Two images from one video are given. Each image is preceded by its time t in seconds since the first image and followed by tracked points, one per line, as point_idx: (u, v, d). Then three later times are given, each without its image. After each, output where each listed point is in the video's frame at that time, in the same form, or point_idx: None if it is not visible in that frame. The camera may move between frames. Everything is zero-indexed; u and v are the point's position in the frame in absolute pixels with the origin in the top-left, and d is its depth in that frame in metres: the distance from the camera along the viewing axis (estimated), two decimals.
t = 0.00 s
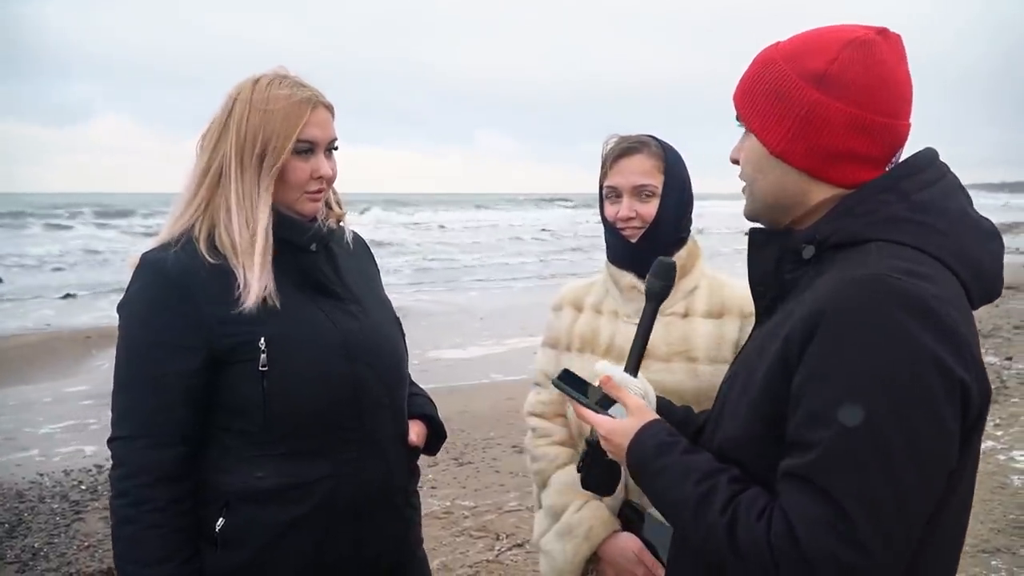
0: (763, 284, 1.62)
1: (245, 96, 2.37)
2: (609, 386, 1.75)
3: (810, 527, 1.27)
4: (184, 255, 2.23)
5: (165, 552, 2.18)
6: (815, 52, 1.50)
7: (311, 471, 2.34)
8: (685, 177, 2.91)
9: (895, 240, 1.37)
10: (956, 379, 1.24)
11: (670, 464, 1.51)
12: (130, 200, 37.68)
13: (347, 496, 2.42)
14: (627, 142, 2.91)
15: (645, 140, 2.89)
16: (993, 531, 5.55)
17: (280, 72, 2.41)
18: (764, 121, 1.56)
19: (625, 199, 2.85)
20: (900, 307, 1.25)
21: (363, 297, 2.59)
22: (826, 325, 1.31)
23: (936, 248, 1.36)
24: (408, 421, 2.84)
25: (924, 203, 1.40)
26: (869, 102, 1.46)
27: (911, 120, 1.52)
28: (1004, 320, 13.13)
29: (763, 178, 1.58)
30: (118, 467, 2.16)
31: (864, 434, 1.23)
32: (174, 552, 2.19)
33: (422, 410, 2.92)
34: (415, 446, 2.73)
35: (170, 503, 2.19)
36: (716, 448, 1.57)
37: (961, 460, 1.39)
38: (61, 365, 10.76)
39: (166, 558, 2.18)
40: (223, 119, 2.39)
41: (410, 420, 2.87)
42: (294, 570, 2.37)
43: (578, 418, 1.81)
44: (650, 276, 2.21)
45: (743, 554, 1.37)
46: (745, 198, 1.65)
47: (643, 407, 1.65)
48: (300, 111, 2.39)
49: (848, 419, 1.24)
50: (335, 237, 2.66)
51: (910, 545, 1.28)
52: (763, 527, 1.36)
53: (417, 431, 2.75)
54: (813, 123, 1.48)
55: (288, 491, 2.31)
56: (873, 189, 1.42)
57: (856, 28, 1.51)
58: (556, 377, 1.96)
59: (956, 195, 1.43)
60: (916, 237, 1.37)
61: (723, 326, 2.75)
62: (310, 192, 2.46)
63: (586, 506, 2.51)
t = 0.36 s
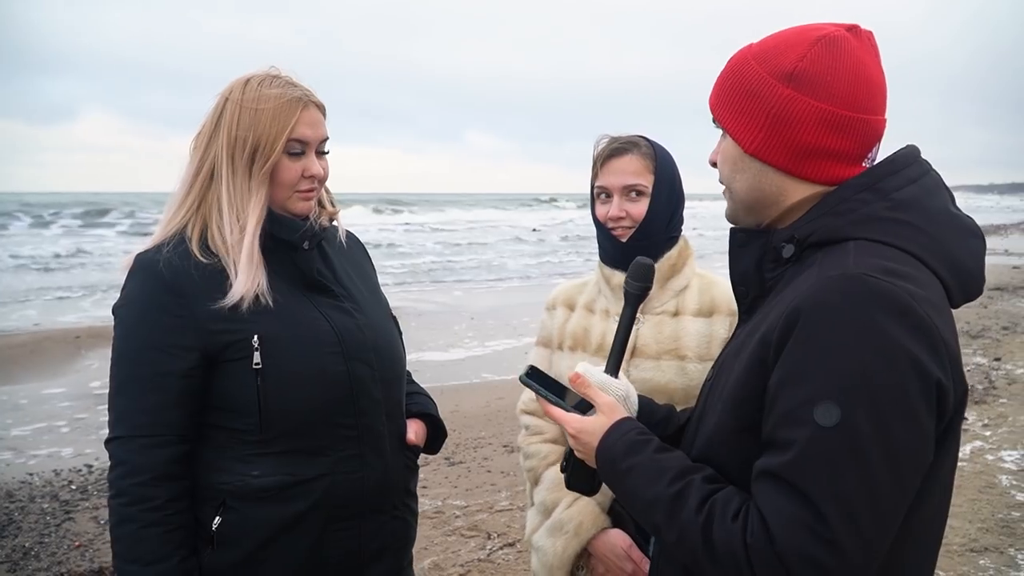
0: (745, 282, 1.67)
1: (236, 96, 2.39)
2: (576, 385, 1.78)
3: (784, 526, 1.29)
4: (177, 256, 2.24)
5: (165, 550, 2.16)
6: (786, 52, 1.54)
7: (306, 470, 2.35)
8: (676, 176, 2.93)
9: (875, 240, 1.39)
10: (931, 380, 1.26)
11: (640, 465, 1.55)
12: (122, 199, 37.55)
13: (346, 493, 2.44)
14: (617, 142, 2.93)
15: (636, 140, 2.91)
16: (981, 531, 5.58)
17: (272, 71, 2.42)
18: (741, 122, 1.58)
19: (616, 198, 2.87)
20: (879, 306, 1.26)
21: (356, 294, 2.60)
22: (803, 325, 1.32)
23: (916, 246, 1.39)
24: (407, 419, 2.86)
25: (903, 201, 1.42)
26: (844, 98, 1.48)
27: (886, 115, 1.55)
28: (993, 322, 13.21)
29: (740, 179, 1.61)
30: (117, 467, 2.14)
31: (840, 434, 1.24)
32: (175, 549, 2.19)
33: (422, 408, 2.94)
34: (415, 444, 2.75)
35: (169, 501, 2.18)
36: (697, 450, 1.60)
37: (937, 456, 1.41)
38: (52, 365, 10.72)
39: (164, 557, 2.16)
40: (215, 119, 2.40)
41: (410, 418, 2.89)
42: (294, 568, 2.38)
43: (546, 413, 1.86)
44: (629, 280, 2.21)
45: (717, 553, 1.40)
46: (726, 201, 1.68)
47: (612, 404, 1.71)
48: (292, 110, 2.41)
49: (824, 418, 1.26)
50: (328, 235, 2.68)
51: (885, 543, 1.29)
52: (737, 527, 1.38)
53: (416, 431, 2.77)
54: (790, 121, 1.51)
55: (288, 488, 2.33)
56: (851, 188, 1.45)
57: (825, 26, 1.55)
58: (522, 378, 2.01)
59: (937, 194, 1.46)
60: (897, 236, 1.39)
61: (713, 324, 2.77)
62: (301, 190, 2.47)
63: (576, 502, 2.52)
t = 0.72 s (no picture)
0: (716, 275, 1.68)
1: (239, 93, 2.42)
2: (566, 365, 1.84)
3: (713, 504, 1.33)
4: (178, 250, 2.27)
5: (167, 540, 2.19)
6: (752, 45, 1.57)
7: (307, 460, 2.39)
8: (670, 173, 2.97)
9: (828, 231, 1.44)
10: (864, 367, 1.28)
11: (604, 440, 1.59)
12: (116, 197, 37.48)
13: (347, 484, 2.48)
14: (611, 140, 2.98)
15: (629, 137, 2.96)
16: (972, 527, 5.64)
17: (273, 69, 2.46)
18: (710, 115, 1.62)
19: (608, 195, 2.91)
20: (818, 294, 1.30)
21: (355, 288, 2.64)
22: (746, 312, 1.36)
23: (873, 238, 1.44)
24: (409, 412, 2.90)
25: (862, 193, 1.46)
26: (809, 91, 1.52)
27: (854, 108, 1.58)
28: (986, 320, 13.31)
29: (710, 173, 1.64)
30: (121, 458, 2.17)
31: (769, 416, 1.28)
32: (177, 540, 2.21)
33: (422, 402, 2.98)
34: (416, 436, 2.79)
35: (173, 492, 2.21)
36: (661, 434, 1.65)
37: (886, 450, 1.42)
38: (48, 362, 10.73)
39: (168, 547, 2.18)
40: (217, 116, 2.43)
41: (412, 412, 2.93)
42: (297, 559, 2.41)
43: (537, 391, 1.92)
44: (623, 264, 2.27)
45: (654, 526, 1.45)
46: (699, 193, 1.71)
47: (594, 385, 1.75)
48: (292, 108, 2.44)
49: (755, 400, 1.30)
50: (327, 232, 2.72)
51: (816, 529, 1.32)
52: (672, 502, 1.43)
53: (417, 423, 2.81)
54: (756, 113, 1.54)
55: (290, 480, 2.36)
56: (813, 181, 1.50)
57: (791, 21, 1.58)
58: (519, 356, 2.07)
59: (898, 187, 1.50)
60: (853, 228, 1.44)
61: (704, 320, 2.80)
62: (300, 187, 2.51)
63: (568, 494, 2.56)
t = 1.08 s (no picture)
0: (701, 268, 1.71)
1: (243, 91, 2.45)
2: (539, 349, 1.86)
3: (684, 486, 1.37)
4: (188, 244, 2.30)
5: (179, 527, 2.22)
6: (736, 42, 1.60)
7: (313, 449, 2.42)
8: (666, 169, 3.00)
9: (804, 224, 1.47)
10: (832, 356, 1.32)
11: (579, 423, 1.62)
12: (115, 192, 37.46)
13: (352, 474, 2.51)
14: (608, 136, 3.00)
15: (626, 133, 2.99)
16: (969, 519, 5.68)
17: (278, 67, 2.48)
18: (696, 110, 1.64)
19: (605, 190, 2.94)
20: (790, 284, 1.33)
21: (357, 280, 2.67)
22: (722, 300, 1.40)
23: (851, 231, 1.47)
24: (410, 403, 2.93)
25: (840, 187, 1.50)
26: (791, 86, 1.54)
27: (838, 104, 1.61)
28: (984, 314, 13.36)
29: (697, 167, 1.67)
30: (133, 448, 2.20)
31: (739, 401, 1.32)
32: (189, 528, 2.24)
33: (423, 393, 3.01)
34: (418, 426, 2.84)
35: (184, 481, 2.25)
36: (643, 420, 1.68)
37: (856, 439, 1.45)
38: (49, 357, 10.76)
39: (179, 534, 2.22)
40: (223, 112, 2.46)
41: (413, 403, 2.96)
42: (305, 547, 2.44)
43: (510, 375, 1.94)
44: (600, 258, 2.31)
45: (626, 506, 1.48)
46: (686, 187, 1.74)
47: (566, 369, 1.77)
48: (297, 104, 2.47)
49: (726, 386, 1.34)
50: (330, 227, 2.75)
51: (783, 512, 1.35)
52: (645, 484, 1.46)
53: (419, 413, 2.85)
54: (740, 109, 1.57)
55: (297, 469, 2.39)
56: (793, 174, 1.53)
57: (775, 19, 1.61)
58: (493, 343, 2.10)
59: (875, 182, 1.53)
60: (830, 221, 1.47)
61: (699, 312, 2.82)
62: (304, 182, 2.53)
63: (565, 483, 2.59)
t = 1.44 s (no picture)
0: (701, 264, 1.73)
1: (249, 90, 2.48)
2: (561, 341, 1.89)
3: (698, 478, 1.39)
4: (195, 241, 2.33)
5: (185, 520, 2.25)
6: (733, 44, 1.62)
7: (318, 443, 2.45)
8: (665, 165, 3.02)
9: (802, 219, 1.50)
10: (832, 346, 1.34)
11: (599, 416, 1.65)
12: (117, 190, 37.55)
13: (357, 469, 2.54)
14: (607, 134, 3.02)
15: (625, 131, 3.01)
16: (969, 514, 5.70)
17: (282, 67, 2.51)
18: (694, 109, 1.67)
19: (604, 188, 2.97)
20: (790, 277, 1.36)
21: (359, 278, 2.70)
22: (723, 294, 1.43)
23: (846, 226, 1.50)
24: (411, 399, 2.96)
25: (834, 183, 1.53)
26: (785, 87, 1.57)
27: (833, 105, 1.64)
28: (986, 309, 13.36)
29: (695, 165, 1.69)
30: (139, 442, 2.23)
31: (744, 392, 1.35)
32: (194, 521, 2.27)
33: (423, 389, 3.05)
34: (418, 422, 2.86)
35: (190, 475, 2.28)
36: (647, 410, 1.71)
37: (856, 427, 1.48)
38: (53, 355, 10.82)
39: (184, 527, 2.25)
40: (228, 111, 2.49)
41: (413, 399, 2.99)
42: (309, 541, 2.48)
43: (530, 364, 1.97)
44: (632, 255, 2.32)
45: (645, 498, 1.50)
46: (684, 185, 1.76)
47: (587, 362, 1.81)
48: (300, 104, 2.49)
49: (732, 377, 1.36)
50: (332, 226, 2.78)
51: (793, 499, 1.38)
52: (663, 477, 1.48)
53: (420, 409, 2.88)
54: (736, 108, 1.59)
55: (303, 463, 2.42)
56: (789, 171, 1.55)
57: (772, 22, 1.64)
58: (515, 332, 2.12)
59: (868, 177, 1.56)
60: (825, 216, 1.50)
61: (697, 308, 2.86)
62: (307, 181, 2.55)
63: (564, 476, 2.62)
